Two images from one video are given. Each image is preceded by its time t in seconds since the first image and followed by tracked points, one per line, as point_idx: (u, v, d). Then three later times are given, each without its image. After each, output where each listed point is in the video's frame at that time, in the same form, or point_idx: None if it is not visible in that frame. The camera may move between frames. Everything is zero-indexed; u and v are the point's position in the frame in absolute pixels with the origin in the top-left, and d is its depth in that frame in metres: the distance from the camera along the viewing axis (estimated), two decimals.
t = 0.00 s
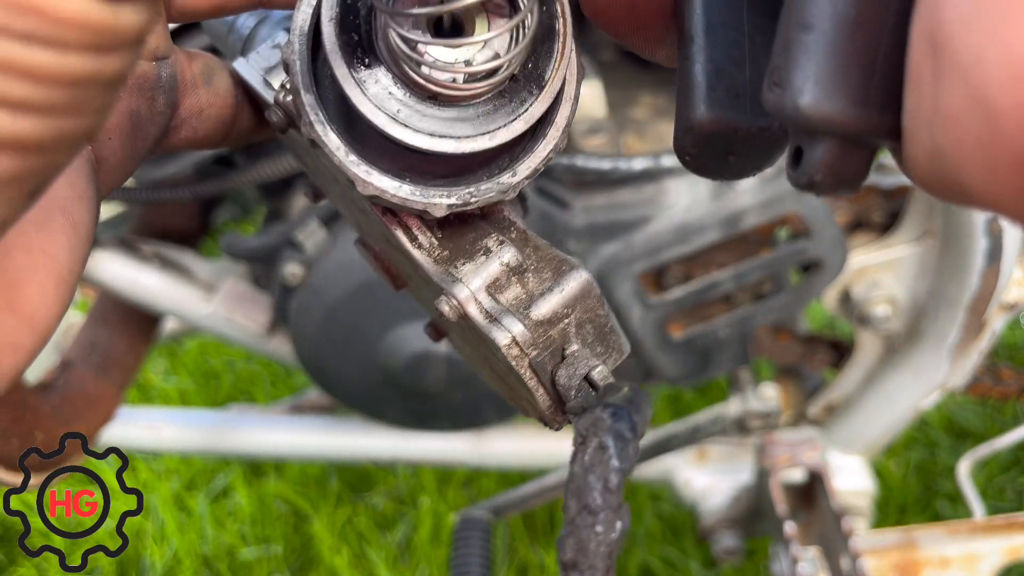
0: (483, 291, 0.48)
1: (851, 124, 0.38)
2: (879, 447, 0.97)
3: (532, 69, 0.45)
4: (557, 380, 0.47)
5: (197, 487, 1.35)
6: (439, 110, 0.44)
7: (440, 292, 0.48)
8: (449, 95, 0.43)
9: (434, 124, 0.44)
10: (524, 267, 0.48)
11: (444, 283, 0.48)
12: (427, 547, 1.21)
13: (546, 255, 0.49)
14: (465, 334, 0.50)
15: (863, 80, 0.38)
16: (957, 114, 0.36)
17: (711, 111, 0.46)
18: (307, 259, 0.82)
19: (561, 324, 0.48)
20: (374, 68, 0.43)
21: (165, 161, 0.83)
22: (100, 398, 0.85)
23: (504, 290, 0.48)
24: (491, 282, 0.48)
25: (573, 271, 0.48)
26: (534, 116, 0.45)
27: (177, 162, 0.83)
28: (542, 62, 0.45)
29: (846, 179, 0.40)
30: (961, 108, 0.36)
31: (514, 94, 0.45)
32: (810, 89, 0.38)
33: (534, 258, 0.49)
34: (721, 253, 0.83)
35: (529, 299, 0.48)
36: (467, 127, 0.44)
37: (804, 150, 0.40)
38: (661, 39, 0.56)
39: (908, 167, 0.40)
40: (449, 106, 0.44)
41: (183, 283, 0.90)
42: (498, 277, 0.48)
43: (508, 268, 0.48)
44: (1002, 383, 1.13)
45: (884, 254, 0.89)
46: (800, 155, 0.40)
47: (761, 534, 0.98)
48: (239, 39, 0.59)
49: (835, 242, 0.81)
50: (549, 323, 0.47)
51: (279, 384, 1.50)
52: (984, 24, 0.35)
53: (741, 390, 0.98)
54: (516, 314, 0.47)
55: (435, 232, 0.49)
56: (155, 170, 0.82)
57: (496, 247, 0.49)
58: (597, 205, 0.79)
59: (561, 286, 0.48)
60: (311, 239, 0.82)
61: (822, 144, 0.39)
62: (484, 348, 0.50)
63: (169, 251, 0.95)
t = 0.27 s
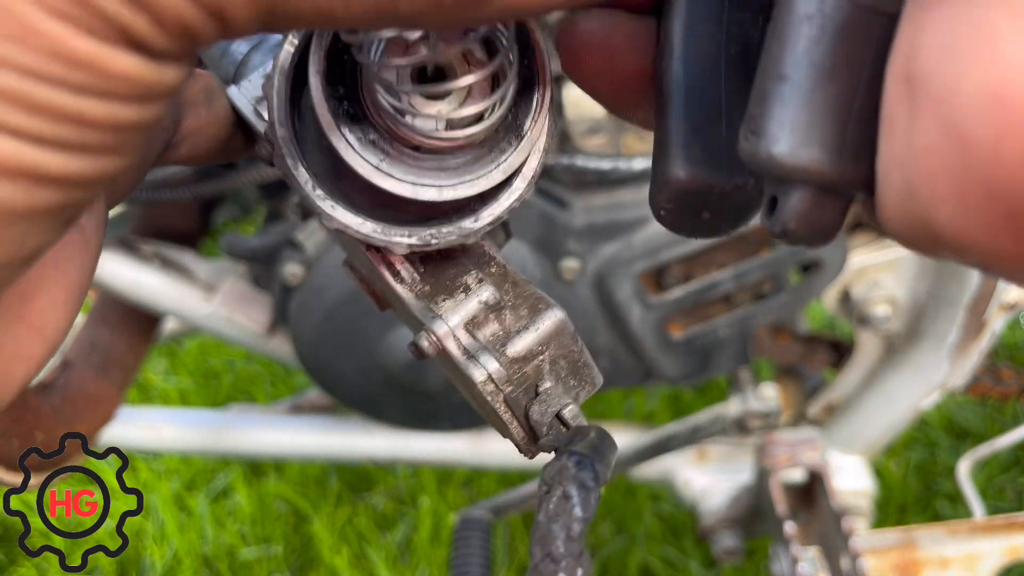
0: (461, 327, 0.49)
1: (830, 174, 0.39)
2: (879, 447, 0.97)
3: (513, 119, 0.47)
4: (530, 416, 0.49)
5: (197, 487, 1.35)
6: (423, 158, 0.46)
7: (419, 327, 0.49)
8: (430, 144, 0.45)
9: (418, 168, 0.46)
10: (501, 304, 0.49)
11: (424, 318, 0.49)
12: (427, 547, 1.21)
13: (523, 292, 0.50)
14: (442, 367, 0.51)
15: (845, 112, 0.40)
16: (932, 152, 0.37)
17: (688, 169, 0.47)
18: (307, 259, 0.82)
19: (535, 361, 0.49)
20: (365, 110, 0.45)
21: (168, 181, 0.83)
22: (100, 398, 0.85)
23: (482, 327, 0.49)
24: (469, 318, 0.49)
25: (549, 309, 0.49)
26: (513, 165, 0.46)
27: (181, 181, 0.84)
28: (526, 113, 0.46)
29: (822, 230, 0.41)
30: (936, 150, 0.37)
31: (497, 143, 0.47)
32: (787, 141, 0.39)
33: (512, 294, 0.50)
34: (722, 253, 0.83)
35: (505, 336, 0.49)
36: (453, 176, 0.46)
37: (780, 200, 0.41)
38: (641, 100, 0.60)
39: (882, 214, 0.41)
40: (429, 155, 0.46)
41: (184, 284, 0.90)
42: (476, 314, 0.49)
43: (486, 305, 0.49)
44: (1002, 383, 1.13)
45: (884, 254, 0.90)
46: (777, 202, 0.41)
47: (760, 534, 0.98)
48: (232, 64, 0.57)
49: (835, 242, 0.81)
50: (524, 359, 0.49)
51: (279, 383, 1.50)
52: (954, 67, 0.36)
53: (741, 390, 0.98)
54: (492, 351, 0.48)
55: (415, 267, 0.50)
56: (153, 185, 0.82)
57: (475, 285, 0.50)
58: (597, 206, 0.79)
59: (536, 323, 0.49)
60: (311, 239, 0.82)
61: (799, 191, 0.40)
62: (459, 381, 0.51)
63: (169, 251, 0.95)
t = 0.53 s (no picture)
0: (497, 311, 0.52)
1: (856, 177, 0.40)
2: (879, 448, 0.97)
3: (537, 114, 0.50)
4: (569, 394, 0.52)
5: (197, 487, 1.35)
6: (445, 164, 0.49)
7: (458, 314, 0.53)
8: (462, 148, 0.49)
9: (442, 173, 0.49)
10: (534, 287, 0.53)
11: (462, 304, 0.52)
12: (427, 547, 1.21)
13: (553, 274, 0.54)
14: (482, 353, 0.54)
15: (864, 114, 0.41)
16: (954, 161, 0.38)
17: (709, 160, 0.46)
18: (308, 259, 0.81)
19: (569, 340, 0.53)
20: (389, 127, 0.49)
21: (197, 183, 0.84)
22: (100, 398, 0.86)
23: (517, 310, 0.53)
24: (505, 303, 0.53)
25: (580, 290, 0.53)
26: (539, 156, 0.49)
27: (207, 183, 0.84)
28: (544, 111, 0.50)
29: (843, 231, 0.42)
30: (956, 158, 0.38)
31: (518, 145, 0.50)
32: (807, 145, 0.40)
33: (543, 278, 0.54)
34: (721, 253, 0.83)
35: (540, 318, 0.53)
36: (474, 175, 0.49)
37: (802, 201, 0.42)
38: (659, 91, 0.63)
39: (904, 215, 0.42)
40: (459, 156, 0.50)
41: (184, 284, 0.90)
42: (512, 298, 0.53)
43: (520, 289, 0.53)
44: (1002, 383, 1.13)
45: (884, 253, 0.89)
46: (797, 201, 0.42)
47: (760, 534, 0.98)
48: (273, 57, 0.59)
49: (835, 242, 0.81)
50: (558, 339, 0.52)
51: (279, 383, 1.50)
52: (974, 80, 0.37)
53: (741, 390, 0.98)
54: (529, 333, 0.52)
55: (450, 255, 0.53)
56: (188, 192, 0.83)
57: (508, 269, 0.53)
58: (596, 206, 0.79)
59: (568, 304, 0.53)
60: (311, 239, 0.81)
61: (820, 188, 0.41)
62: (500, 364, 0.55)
63: (169, 251, 0.94)
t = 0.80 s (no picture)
0: (519, 263, 0.48)
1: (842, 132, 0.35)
2: (878, 448, 0.97)
3: (527, 56, 0.44)
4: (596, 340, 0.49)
5: (197, 487, 1.35)
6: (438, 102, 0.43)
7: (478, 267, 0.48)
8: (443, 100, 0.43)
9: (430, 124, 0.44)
10: (554, 236, 0.48)
11: (483, 259, 0.48)
12: (427, 547, 1.21)
13: (575, 217, 0.49)
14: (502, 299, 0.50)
15: (843, 81, 0.35)
16: (941, 138, 0.32)
17: (688, 110, 0.43)
18: (308, 259, 0.82)
19: (595, 286, 0.49)
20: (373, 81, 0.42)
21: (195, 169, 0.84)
22: (100, 398, 0.86)
23: (538, 261, 0.48)
24: (526, 255, 0.48)
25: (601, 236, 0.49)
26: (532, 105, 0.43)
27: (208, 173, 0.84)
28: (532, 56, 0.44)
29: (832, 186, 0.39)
30: (939, 137, 0.32)
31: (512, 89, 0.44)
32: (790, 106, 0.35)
33: (564, 223, 0.48)
34: (721, 253, 0.83)
35: (561, 267, 0.48)
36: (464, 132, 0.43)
37: (784, 158, 0.39)
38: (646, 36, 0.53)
39: (889, 176, 0.37)
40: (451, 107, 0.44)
41: (185, 284, 0.91)
42: (531, 249, 0.48)
43: (539, 239, 0.48)
44: (1002, 383, 1.13)
45: (884, 253, 0.89)
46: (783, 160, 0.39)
47: (760, 534, 0.98)
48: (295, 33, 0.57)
49: (835, 242, 0.80)
50: (583, 286, 0.48)
51: (279, 383, 1.50)
52: (965, 47, 0.31)
53: (741, 390, 0.98)
54: (552, 284, 0.48)
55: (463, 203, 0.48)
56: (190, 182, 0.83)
57: (527, 221, 0.48)
58: (596, 205, 0.79)
59: (591, 249, 0.49)
60: (312, 239, 0.81)
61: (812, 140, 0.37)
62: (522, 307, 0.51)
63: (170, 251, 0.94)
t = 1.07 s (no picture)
0: (568, 239, 0.47)
1: (928, 98, 0.37)
2: (876, 448, 0.97)
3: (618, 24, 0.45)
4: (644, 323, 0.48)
5: (198, 487, 1.35)
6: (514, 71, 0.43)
7: (524, 241, 0.47)
8: (554, 47, 0.43)
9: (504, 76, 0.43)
10: (600, 216, 0.49)
11: (528, 232, 0.47)
12: (427, 547, 1.21)
13: (615, 206, 0.50)
14: (541, 282, 0.49)
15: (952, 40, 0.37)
16: (1001, 102, 0.36)
17: (774, 87, 0.44)
18: (308, 259, 0.82)
19: (640, 269, 0.48)
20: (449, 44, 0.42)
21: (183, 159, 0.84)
22: (100, 398, 0.86)
23: (584, 238, 0.48)
24: (573, 230, 0.48)
25: (647, 218, 0.49)
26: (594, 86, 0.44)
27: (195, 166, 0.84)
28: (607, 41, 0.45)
29: (918, 143, 0.38)
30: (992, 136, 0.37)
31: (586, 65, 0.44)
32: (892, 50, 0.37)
33: (606, 209, 0.49)
34: (720, 253, 0.83)
35: (608, 247, 0.48)
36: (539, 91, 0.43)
37: (879, 112, 0.39)
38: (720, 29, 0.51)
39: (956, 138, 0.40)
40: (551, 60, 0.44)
41: (184, 284, 0.90)
42: (580, 226, 0.48)
43: (588, 216, 0.49)
44: (1002, 383, 1.13)
45: (884, 253, 0.89)
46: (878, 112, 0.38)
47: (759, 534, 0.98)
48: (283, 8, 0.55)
49: (835, 242, 0.80)
50: (631, 267, 0.48)
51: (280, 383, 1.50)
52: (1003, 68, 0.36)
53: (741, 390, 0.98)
54: (601, 259, 0.47)
55: (507, 180, 0.48)
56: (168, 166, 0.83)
57: (574, 198, 0.49)
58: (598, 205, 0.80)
59: (637, 230, 0.48)
60: (312, 239, 0.81)
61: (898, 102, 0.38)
62: (558, 299, 0.50)
63: (170, 252, 0.94)
